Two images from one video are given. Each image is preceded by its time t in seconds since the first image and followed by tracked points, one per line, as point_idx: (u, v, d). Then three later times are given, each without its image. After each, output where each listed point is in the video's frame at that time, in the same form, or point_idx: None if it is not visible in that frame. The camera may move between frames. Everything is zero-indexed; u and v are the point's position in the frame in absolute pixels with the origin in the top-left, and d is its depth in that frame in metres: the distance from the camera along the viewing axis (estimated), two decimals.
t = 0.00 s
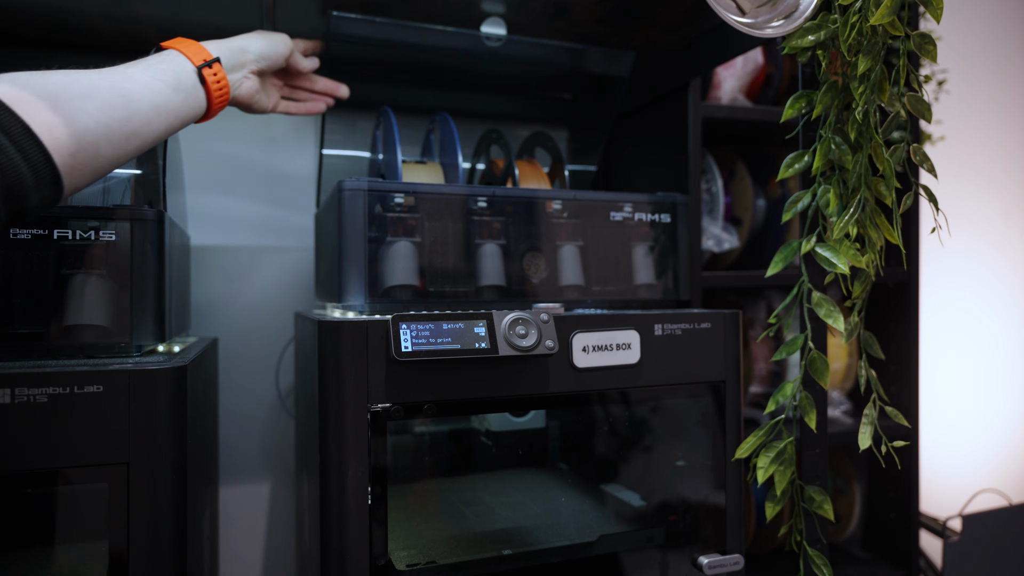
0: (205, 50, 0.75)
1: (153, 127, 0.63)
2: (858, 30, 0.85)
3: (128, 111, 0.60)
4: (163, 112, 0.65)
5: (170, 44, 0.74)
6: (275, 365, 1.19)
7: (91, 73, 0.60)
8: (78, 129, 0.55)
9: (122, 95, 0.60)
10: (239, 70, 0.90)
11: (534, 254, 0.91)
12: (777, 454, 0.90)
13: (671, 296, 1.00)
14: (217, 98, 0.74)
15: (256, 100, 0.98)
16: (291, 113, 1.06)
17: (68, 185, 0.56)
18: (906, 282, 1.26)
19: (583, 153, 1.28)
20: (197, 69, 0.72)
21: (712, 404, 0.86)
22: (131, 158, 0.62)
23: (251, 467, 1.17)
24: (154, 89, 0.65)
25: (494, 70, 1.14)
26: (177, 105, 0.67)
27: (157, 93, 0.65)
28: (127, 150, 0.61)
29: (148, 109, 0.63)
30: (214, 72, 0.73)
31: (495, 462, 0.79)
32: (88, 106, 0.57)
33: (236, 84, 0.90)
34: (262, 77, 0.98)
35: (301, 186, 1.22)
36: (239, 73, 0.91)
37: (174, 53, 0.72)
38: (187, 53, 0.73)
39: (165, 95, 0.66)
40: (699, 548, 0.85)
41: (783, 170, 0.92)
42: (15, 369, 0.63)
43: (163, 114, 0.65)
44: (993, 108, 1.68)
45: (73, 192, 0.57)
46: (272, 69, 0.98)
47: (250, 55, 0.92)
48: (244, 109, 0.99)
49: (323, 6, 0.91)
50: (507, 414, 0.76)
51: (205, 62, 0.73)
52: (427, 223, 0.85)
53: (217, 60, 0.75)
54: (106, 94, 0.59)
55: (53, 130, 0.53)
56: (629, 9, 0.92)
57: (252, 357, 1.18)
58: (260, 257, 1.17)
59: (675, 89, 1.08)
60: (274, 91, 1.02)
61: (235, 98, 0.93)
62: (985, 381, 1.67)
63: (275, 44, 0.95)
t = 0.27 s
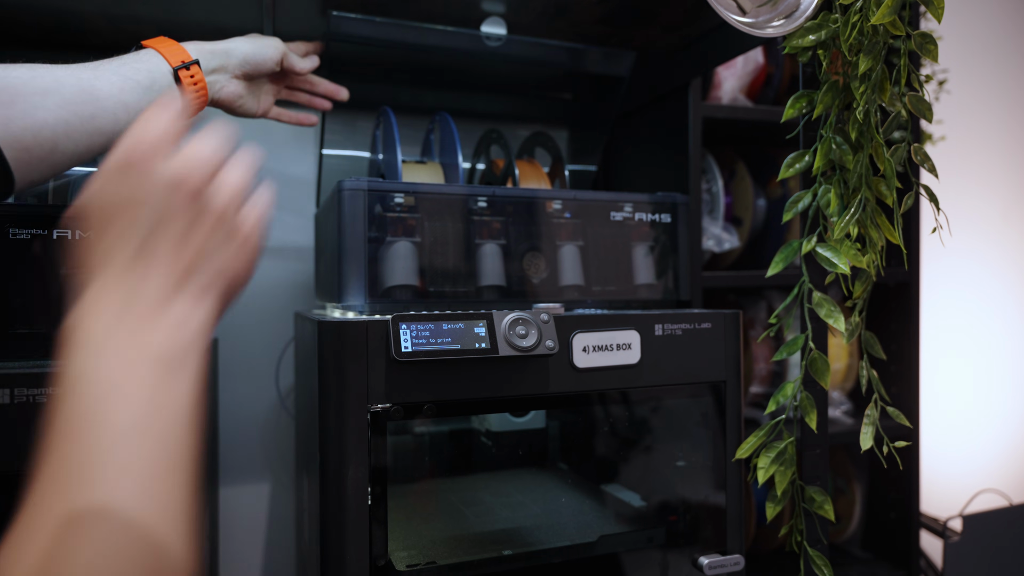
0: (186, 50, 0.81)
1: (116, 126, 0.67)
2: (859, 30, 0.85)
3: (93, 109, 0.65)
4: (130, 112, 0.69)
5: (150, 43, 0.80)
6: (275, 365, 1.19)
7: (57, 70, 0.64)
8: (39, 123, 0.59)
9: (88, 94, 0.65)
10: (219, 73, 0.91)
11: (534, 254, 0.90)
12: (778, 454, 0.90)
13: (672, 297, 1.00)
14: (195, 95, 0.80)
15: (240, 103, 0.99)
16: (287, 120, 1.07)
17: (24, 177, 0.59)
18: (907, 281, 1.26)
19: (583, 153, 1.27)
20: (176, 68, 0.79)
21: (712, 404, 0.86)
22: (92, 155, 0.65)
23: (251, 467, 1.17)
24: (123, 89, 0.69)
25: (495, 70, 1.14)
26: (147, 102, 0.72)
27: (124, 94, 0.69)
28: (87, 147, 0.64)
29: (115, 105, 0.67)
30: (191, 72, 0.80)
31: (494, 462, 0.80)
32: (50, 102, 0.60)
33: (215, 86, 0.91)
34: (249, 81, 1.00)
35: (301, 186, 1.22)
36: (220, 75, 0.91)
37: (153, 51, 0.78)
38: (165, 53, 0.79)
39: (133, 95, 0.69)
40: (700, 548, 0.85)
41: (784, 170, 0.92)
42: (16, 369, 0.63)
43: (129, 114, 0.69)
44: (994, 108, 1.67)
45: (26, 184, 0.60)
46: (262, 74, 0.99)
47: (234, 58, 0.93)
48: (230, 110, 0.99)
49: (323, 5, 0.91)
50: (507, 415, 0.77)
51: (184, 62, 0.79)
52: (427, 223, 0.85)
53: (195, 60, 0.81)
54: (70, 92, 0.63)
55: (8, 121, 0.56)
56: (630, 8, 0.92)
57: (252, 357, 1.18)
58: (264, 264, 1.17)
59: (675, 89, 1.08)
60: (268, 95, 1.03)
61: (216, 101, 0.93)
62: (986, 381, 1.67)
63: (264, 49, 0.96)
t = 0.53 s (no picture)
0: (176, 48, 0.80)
1: (101, 118, 0.69)
2: (859, 30, 0.85)
3: (76, 103, 0.66)
4: (116, 105, 0.70)
5: (142, 38, 0.79)
6: (275, 364, 1.19)
7: (43, 62, 0.66)
8: (17, 117, 0.61)
9: (70, 87, 0.66)
10: (210, 70, 0.87)
11: (534, 254, 0.90)
12: (778, 454, 0.90)
13: (672, 296, 1.00)
14: (182, 98, 0.79)
15: (235, 101, 0.94)
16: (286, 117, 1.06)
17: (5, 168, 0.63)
18: (907, 282, 1.26)
19: (583, 152, 1.27)
20: (164, 66, 0.77)
21: (712, 404, 0.86)
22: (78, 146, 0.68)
23: (251, 467, 1.17)
24: (109, 82, 0.70)
25: (495, 70, 1.14)
26: (133, 96, 0.73)
27: (111, 86, 0.70)
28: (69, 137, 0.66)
29: (99, 99, 0.68)
30: (181, 70, 0.78)
31: (494, 463, 0.80)
32: (28, 94, 0.62)
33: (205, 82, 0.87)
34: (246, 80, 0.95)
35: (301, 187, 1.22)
36: (211, 72, 0.87)
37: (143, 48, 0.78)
38: (157, 49, 0.78)
39: (119, 89, 0.71)
40: (700, 548, 0.85)
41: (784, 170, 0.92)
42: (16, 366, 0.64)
43: (116, 108, 0.70)
44: (994, 108, 1.67)
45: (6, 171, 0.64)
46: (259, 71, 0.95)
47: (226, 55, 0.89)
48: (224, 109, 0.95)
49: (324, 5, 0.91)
50: (507, 414, 0.77)
51: (173, 59, 0.77)
52: (427, 223, 0.85)
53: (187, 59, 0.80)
54: (52, 84, 0.64)
55: None
56: (630, 8, 0.92)
57: (252, 357, 1.18)
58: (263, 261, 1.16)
59: (676, 89, 1.08)
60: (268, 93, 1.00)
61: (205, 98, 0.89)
62: (986, 381, 1.67)
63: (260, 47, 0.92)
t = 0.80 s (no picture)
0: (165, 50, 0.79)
1: (93, 121, 0.69)
2: (860, 30, 0.85)
3: (67, 107, 0.67)
4: (108, 108, 0.70)
5: (132, 41, 0.79)
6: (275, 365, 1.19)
7: (35, 68, 0.67)
8: (9, 121, 0.63)
9: (60, 92, 0.67)
10: (200, 70, 0.88)
11: (534, 254, 0.90)
12: (778, 454, 0.90)
13: (672, 296, 1.00)
14: (172, 98, 0.78)
15: (225, 100, 0.94)
16: (282, 115, 1.07)
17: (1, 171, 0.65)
18: (907, 281, 1.26)
19: (583, 152, 1.27)
20: (151, 68, 0.77)
21: (712, 404, 0.86)
22: (72, 150, 0.69)
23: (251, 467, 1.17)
24: (101, 85, 0.70)
25: (495, 69, 1.14)
26: (126, 99, 0.73)
27: (103, 89, 0.70)
28: (62, 141, 0.67)
29: (89, 103, 0.68)
30: (170, 71, 0.78)
31: (494, 463, 0.79)
32: (18, 100, 0.64)
33: (195, 83, 0.88)
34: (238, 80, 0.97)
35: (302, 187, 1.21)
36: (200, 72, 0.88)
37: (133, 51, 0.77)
38: (145, 52, 0.78)
39: (110, 91, 0.71)
40: (700, 548, 0.84)
41: (784, 170, 0.92)
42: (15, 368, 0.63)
43: (108, 111, 0.71)
44: (994, 108, 1.67)
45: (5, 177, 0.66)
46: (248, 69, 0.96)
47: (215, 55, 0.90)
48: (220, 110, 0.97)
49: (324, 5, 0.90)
50: (507, 415, 0.76)
51: (161, 61, 0.77)
52: (427, 223, 0.85)
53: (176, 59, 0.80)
54: (43, 90, 0.66)
55: None
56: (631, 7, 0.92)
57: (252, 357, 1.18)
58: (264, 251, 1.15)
59: (676, 89, 1.08)
60: (261, 91, 1.00)
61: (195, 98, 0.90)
62: (986, 381, 1.67)
63: (247, 43, 0.93)
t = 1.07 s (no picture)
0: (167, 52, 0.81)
1: (93, 125, 0.69)
2: (860, 30, 0.85)
3: (67, 111, 0.67)
4: (108, 111, 0.71)
5: (130, 42, 0.80)
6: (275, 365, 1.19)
7: (35, 72, 0.66)
8: (11, 126, 0.61)
9: (60, 95, 0.66)
10: (200, 71, 0.91)
11: (534, 254, 0.91)
12: (777, 454, 0.92)
13: (671, 297, 1.00)
14: (173, 96, 0.80)
15: (227, 101, 0.98)
16: (287, 116, 1.08)
17: None
18: (907, 281, 1.26)
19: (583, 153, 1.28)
20: (152, 69, 0.78)
21: (712, 404, 0.86)
22: (71, 154, 0.68)
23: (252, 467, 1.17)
24: (101, 88, 0.71)
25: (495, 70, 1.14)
26: (126, 102, 0.74)
27: (103, 92, 0.71)
28: (62, 144, 0.67)
29: (89, 106, 0.69)
30: (170, 72, 0.80)
31: (494, 463, 0.78)
32: (20, 104, 0.62)
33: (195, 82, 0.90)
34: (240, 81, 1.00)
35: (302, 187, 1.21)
36: (199, 71, 0.91)
37: (133, 51, 0.79)
38: (145, 53, 0.79)
39: (110, 94, 0.71)
40: (700, 548, 0.85)
41: (784, 170, 0.93)
42: (16, 368, 0.63)
43: (108, 114, 0.71)
44: (994, 108, 1.67)
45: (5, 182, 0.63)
46: (250, 71, 0.99)
47: (215, 56, 0.93)
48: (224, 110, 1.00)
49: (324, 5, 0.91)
50: (507, 414, 0.76)
51: (161, 62, 0.79)
52: (428, 223, 0.85)
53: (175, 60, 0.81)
54: (43, 93, 0.65)
55: None
56: (630, 7, 0.92)
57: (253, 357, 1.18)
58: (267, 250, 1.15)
59: (676, 90, 1.08)
60: (265, 94, 1.04)
61: (196, 98, 0.93)
62: (985, 380, 1.67)
63: (248, 44, 0.96)
